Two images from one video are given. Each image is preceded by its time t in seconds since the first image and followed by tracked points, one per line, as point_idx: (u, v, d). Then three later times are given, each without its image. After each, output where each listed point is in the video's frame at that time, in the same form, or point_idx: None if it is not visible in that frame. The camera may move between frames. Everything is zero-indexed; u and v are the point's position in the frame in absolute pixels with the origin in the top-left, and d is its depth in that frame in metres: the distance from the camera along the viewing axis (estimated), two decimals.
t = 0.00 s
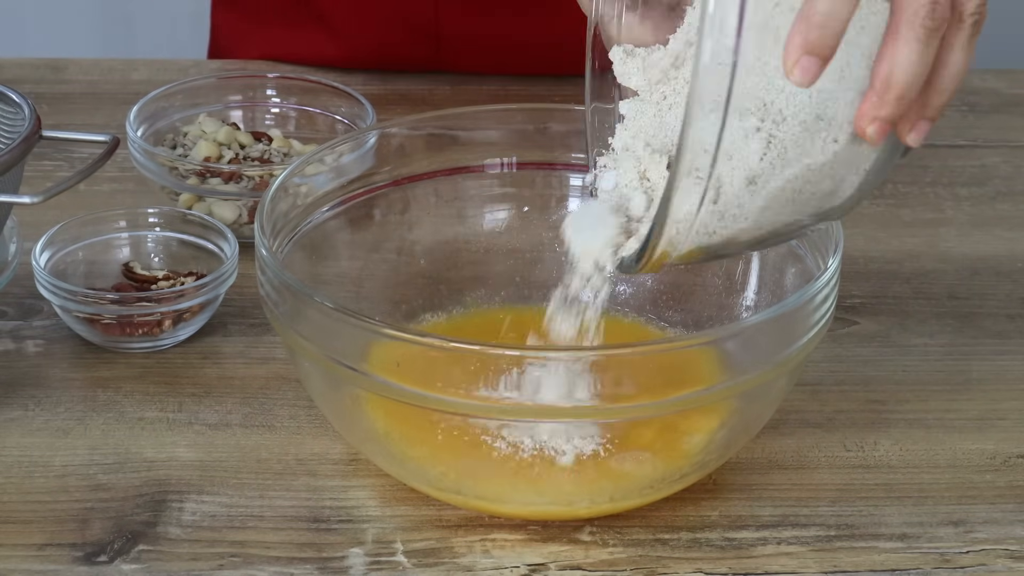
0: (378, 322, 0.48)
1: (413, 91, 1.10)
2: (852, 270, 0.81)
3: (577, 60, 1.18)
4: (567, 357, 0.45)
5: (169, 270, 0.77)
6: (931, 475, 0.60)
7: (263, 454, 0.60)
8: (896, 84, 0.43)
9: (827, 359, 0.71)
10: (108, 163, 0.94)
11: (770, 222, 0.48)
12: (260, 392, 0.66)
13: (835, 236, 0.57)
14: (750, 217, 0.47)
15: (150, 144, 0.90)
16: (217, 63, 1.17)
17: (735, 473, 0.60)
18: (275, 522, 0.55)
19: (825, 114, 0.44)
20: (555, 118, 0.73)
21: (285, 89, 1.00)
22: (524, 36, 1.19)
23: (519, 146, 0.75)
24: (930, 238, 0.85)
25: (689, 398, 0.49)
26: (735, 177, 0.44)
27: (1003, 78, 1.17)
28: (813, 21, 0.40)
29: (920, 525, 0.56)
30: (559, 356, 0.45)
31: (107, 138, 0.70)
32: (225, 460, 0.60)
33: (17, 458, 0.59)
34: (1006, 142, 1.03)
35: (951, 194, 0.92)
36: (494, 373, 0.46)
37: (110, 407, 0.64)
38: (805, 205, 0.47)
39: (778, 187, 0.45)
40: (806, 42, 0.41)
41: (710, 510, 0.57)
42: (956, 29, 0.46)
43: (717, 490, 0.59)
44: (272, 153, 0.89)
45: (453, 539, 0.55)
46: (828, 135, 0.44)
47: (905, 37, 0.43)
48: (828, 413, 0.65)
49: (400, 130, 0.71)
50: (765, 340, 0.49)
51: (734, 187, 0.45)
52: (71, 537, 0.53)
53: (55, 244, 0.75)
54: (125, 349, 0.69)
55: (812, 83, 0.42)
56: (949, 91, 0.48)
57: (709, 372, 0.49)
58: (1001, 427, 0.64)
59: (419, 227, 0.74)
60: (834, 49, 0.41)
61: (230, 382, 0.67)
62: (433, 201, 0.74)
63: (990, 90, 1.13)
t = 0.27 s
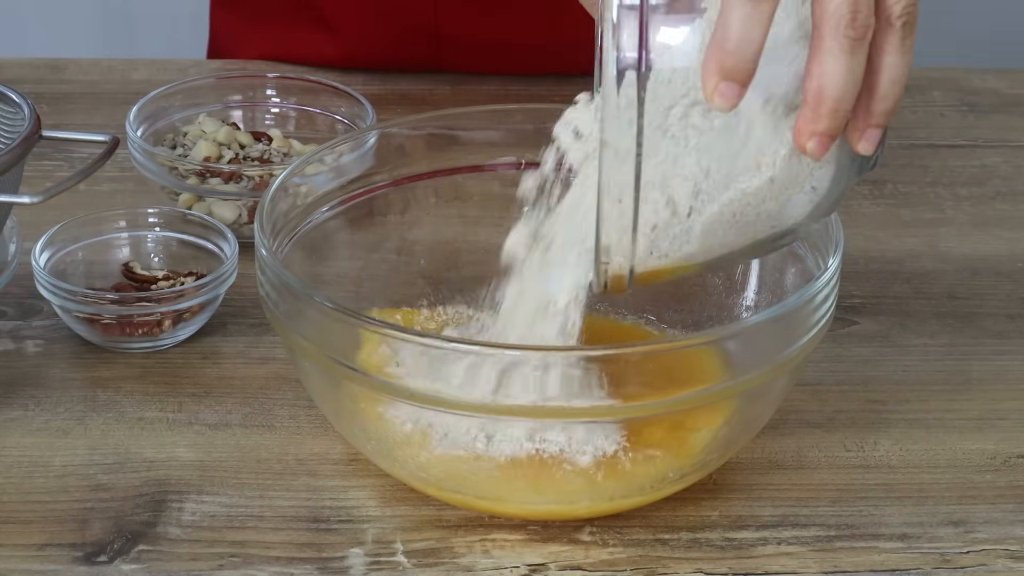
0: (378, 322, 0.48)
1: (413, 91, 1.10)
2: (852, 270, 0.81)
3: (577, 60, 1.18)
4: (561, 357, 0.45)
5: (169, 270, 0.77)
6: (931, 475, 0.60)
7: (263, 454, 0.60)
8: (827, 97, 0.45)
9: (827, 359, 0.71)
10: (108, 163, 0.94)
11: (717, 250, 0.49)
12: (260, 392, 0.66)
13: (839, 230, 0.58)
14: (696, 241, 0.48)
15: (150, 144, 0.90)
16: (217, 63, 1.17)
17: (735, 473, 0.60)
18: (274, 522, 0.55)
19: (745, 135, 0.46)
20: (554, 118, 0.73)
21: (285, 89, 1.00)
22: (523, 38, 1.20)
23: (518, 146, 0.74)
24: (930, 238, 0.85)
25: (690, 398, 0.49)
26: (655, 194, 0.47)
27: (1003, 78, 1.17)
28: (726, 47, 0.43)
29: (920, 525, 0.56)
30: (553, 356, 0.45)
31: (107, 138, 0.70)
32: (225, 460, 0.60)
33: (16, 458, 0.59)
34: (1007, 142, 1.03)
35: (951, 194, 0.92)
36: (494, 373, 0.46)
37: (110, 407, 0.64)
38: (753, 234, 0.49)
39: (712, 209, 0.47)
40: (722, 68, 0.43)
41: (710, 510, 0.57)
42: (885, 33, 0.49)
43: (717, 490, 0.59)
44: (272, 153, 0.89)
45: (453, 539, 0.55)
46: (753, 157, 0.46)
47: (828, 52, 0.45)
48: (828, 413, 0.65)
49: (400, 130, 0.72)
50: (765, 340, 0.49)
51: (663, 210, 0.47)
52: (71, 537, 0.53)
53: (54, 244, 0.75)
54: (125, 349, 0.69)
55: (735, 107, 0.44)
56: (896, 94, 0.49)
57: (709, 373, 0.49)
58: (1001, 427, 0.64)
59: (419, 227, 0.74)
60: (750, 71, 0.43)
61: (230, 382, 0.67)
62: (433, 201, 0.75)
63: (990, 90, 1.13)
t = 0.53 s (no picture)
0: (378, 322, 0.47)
1: (413, 91, 1.10)
2: (852, 270, 0.81)
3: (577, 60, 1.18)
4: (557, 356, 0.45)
5: (169, 270, 0.77)
6: (931, 475, 0.60)
7: (263, 454, 0.60)
8: (813, 83, 0.43)
9: (827, 359, 0.71)
10: (108, 163, 0.94)
11: (690, 258, 0.48)
12: (260, 392, 0.66)
13: (839, 229, 0.58)
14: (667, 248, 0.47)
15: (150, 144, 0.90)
16: (217, 63, 1.17)
17: (735, 473, 0.60)
18: (275, 522, 0.55)
19: (720, 138, 0.45)
20: (554, 118, 0.72)
21: (285, 89, 1.00)
22: (523, 38, 1.19)
23: (519, 146, 0.74)
24: (930, 238, 0.85)
25: (690, 396, 0.49)
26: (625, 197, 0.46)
27: (1003, 78, 1.17)
28: (710, 38, 0.41)
29: (920, 525, 0.56)
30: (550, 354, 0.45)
31: (107, 138, 0.70)
32: (225, 460, 0.60)
33: (17, 458, 0.59)
34: (1006, 142, 1.03)
35: (951, 194, 0.92)
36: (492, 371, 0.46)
37: (110, 407, 0.64)
38: (727, 244, 0.47)
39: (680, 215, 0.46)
40: (706, 59, 0.41)
41: (710, 510, 0.57)
42: (870, 19, 0.46)
43: (717, 490, 0.59)
44: (272, 153, 0.89)
45: (453, 539, 0.55)
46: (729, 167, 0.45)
47: (813, 34, 0.42)
48: (828, 413, 0.65)
49: (400, 130, 0.71)
50: (766, 340, 0.49)
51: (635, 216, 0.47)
52: (71, 537, 0.53)
53: (55, 244, 0.75)
54: (125, 349, 0.69)
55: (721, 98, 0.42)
56: (886, 79, 0.46)
57: (709, 372, 0.49)
58: (1001, 427, 0.64)
59: (419, 227, 0.74)
60: (736, 62, 0.42)
61: (230, 382, 0.67)
62: (433, 201, 0.75)
63: (990, 90, 1.13)
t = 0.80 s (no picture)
0: (377, 321, 0.48)
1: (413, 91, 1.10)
2: (852, 270, 0.81)
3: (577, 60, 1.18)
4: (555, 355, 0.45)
5: (169, 270, 0.77)
6: (931, 475, 0.60)
7: (263, 454, 0.60)
8: (800, 34, 0.45)
9: (826, 359, 0.71)
10: (108, 163, 0.94)
11: (655, 243, 0.50)
12: (260, 392, 0.66)
13: (839, 229, 0.58)
14: (635, 231, 0.50)
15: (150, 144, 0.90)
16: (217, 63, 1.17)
17: (735, 473, 0.60)
18: (275, 522, 0.55)
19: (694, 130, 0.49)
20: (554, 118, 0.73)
21: (285, 89, 1.00)
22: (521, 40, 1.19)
23: (519, 146, 0.75)
24: (930, 238, 0.85)
25: (690, 396, 0.49)
26: (595, 167, 0.50)
27: (1003, 78, 1.17)
28: None
29: (920, 525, 0.57)
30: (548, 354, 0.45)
31: (107, 138, 0.70)
32: (226, 460, 0.60)
33: (17, 458, 0.59)
34: (1006, 142, 1.03)
35: (951, 194, 0.92)
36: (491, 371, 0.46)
37: (110, 407, 0.64)
38: (695, 233, 0.50)
39: (647, 195, 0.49)
40: (701, 18, 0.45)
41: (710, 510, 0.57)
42: None
43: (717, 490, 0.59)
44: (272, 153, 0.89)
45: (453, 539, 0.55)
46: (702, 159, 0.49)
47: None
48: (828, 413, 0.66)
49: (400, 130, 0.71)
50: (765, 340, 0.49)
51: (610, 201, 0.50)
52: (71, 537, 0.54)
53: (55, 244, 0.75)
54: (125, 349, 0.69)
55: (718, 56, 0.46)
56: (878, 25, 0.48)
57: (709, 372, 0.49)
58: (1001, 427, 0.64)
59: (419, 227, 0.74)
60: (728, 19, 0.46)
61: (231, 382, 0.67)
62: (433, 201, 0.75)
63: (990, 90, 1.13)
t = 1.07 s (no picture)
0: (377, 320, 0.47)
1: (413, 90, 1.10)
2: (852, 270, 0.81)
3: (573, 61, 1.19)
4: (554, 355, 0.45)
5: (169, 270, 0.77)
6: (931, 475, 0.60)
7: (263, 454, 0.60)
8: None
9: (826, 359, 0.71)
10: (108, 163, 0.94)
11: (638, 221, 0.48)
12: (260, 392, 0.66)
13: (839, 228, 0.58)
14: (610, 219, 0.50)
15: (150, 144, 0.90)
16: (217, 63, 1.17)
17: (735, 473, 0.60)
18: (275, 522, 0.55)
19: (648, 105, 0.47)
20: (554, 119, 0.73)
21: (285, 89, 1.00)
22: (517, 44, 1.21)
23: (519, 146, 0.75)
24: (930, 238, 0.85)
25: (690, 396, 0.49)
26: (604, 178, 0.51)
27: (1003, 77, 1.17)
28: None
29: (920, 525, 0.56)
30: (547, 354, 0.45)
31: (107, 138, 0.70)
32: (226, 460, 0.60)
33: (17, 458, 0.59)
34: (1007, 143, 1.03)
35: (951, 194, 0.92)
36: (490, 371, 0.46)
37: (110, 407, 0.64)
38: (684, 198, 0.46)
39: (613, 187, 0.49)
40: None
41: (710, 511, 0.57)
42: None
43: (717, 490, 0.59)
44: (272, 153, 0.89)
45: (453, 539, 0.55)
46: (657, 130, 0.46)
47: None
48: (828, 413, 0.66)
49: (401, 130, 0.71)
50: (765, 340, 0.49)
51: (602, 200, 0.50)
52: (71, 537, 0.53)
53: (55, 244, 0.75)
54: (125, 349, 0.69)
55: None
56: None
57: (708, 372, 0.49)
58: (1001, 427, 0.64)
59: (420, 227, 0.74)
60: None
61: (230, 382, 0.67)
62: (433, 201, 0.75)
63: (990, 90, 1.13)
